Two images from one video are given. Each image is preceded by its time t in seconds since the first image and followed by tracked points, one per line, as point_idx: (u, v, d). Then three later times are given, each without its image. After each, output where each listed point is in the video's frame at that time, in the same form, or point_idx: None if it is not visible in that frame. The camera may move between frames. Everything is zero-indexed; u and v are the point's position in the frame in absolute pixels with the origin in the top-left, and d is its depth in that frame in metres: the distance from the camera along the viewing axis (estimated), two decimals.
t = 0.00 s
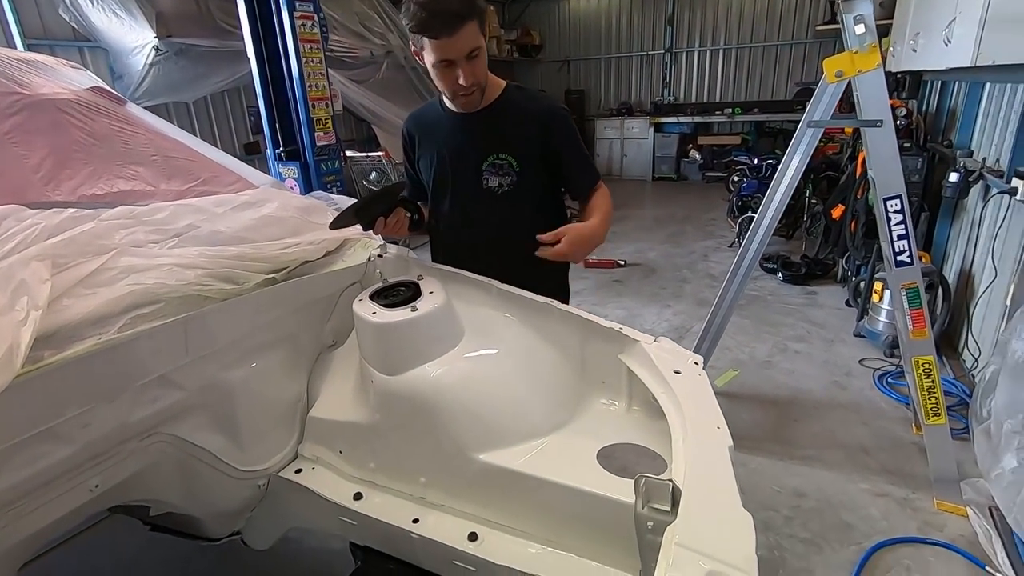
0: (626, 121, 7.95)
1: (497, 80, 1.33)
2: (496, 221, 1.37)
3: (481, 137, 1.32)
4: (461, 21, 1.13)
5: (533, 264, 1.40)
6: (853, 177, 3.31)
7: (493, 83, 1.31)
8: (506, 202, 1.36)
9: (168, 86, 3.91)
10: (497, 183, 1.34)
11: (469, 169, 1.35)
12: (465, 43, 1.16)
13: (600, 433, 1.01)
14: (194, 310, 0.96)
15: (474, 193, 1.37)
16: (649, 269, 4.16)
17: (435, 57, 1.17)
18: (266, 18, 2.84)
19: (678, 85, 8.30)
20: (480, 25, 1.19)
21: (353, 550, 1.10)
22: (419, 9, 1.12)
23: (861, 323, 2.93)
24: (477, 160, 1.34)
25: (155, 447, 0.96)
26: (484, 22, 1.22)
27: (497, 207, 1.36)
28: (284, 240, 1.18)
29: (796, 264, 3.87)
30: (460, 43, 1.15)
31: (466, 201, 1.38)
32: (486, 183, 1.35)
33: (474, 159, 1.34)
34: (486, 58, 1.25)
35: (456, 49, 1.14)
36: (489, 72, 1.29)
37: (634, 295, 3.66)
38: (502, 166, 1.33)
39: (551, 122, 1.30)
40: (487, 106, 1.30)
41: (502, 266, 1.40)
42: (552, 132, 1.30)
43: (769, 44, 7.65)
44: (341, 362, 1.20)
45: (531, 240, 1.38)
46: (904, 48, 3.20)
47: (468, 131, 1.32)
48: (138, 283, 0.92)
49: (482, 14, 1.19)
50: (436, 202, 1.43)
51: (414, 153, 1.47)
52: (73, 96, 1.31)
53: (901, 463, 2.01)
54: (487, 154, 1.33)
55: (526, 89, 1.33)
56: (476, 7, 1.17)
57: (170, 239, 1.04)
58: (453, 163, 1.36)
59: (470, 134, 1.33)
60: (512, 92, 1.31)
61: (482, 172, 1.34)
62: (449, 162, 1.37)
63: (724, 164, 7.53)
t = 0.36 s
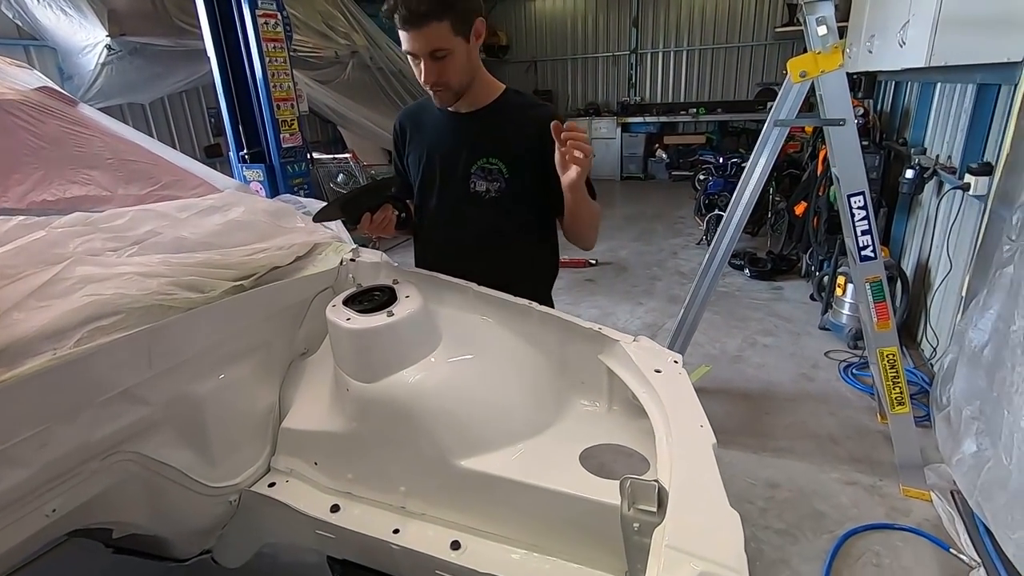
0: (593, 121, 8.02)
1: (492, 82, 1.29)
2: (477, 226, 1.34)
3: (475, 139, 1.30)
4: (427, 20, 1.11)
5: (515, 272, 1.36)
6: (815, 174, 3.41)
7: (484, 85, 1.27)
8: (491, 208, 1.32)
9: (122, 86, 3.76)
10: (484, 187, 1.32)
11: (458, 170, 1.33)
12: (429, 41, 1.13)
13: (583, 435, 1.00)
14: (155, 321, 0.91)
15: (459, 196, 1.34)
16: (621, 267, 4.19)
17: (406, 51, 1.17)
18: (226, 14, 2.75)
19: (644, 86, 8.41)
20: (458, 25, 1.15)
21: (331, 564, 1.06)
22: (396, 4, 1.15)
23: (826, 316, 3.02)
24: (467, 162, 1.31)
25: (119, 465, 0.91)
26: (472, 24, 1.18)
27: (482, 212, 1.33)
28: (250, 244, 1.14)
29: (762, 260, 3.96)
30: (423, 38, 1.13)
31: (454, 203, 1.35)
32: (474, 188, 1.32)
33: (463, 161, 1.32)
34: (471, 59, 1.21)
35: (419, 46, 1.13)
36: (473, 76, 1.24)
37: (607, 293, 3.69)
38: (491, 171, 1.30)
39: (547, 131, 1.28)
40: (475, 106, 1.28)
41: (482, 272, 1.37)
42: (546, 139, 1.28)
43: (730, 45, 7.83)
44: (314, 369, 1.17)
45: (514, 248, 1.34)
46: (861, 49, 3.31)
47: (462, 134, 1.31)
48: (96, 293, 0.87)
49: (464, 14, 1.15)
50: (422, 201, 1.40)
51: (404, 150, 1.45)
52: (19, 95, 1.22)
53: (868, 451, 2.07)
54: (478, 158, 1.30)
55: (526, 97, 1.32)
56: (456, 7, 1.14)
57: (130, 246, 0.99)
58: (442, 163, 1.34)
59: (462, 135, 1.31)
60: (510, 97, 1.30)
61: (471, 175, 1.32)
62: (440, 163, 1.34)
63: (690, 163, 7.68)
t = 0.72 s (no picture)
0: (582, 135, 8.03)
1: (478, 98, 1.17)
2: (449, 252, 1.22)
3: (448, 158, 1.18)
4: (396, 49, 1.01)
5: (488, 302, 1.26)
6: (801, 190, 3.40)
7: (467, 103, 1.16)
8: (460, 234, 1.20)
9: (101, 101, 3.69)
10: (455, 211, 1.19)
11: (430, 190, 1.22)
12: (402, 71, 1.04)
13: (560, 474, 0.93)
14: (94, 358, 0.85)
15: (430, 219, 1.22)
16: (609, 283, 4.15)
17: (381, 75, 1.08)
18: (198, 27, 2.68)
19: (632, 100, 8.45)
20: (435, 52, 1.04)
21: None
22: (366, 20, 1.03)
23: (815, 334, 2.98)
24: (440, 182, 1.19)
25: (54, 515, 0.84)
26: (451, 47, 1.07)
27: (452, 238, 1.21)
28: (208, 271, 1.08)
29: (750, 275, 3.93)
30: (395, 68, 1.03)
31: (423, 224, 1.23)
32: (444, 210, 1.20)
33: (438, 179, 1.20)
34: (450, 83, 1.11)
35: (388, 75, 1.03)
36: (454, 99, 1.14)
37: (595, 310, 3.63)
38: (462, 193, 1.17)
39: (517, 150, 1.12)
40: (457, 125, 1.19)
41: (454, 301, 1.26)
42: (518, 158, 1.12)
43: (717, 60, 7.90)
44: (277, 403, 1.10)
45: (487, 276, 1.25)
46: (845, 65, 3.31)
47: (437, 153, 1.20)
48: (28, 331, 0.81)
49: (443, 38, 1.03)
50: (399, 219, 1.30)
51: (390, 163, 1.36)
52: None
53: (860, 475, 2.01)
54: (450, 177, 1.18)
55: (511, 115, 1.16)
56: (432, 32, 1.02)
57: (71, 276, 0.93)
58: (417, 182, 1.24)
59: (437, 153, 1.19)
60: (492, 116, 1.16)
61: (442, 196, 1.20)
62: (415, 181, 1.24)
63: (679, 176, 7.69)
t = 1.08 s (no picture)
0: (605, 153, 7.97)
1: (467, 128, 1.12)
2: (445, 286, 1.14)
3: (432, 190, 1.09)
4: (391, 83, 0.95)
5: (484, 339, 1.19)
6: (830, 216, 3.27)
7: (457, 137, 1.12)
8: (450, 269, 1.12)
9: (130, 120, 3.77)
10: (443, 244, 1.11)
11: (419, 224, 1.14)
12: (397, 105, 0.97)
13: (558, 544, 0.83)
14: (73, 407, 0.81)
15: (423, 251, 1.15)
16: (629, 307, 4.04)
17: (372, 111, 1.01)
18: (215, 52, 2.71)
19: (657, 119, 8.37)
20: (431, 85, 0.98)
21: None
22: (358, 55, 0.96)
23: (845, 368, 2.84)
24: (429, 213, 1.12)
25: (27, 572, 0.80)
26: (446, 80, 1.01)
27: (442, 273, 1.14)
28: (200, 309, 1.04)
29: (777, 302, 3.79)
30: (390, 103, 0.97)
31: (414, 260, 1.16)
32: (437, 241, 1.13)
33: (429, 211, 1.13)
34: (443, 114, 1.06)
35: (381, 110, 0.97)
36: (446, 130, 1.09)
37: (614, 336, 3.53)
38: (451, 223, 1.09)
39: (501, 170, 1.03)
40: (448, 156, 1.13)
41: (447, 340, 1.19)
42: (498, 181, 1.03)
43: (744, 79, 7.78)
44: (268, 447, 1.05)
45: (479, 313, 1.17)
46: (878, 88, 3.19)
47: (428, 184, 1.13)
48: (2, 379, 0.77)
49: (438, 71, 0.98)
50: (393, 252, 1.23)
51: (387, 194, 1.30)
52: None
53: (894, 527, 1.88)
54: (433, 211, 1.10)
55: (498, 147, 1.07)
56: (429, 65, 0.96)
57: (55, 317, 0.90)
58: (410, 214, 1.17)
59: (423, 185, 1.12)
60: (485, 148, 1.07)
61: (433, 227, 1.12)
62: (406, 216, 1.18)
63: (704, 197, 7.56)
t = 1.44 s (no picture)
0: (651, 170, 7.85)
1: (477, 156, 1.10)
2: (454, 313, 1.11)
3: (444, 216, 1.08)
4: (394, 114, 0.97)
5: (497, 370, 1.15)
6: (891, 238, 3.07)
7: (468, 167, 1.10)
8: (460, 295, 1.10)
9: (191, 138, 3.97)
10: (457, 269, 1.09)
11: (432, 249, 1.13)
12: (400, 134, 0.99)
13: None
14: (93, 431, 0.82)
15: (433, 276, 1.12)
16: (672, 329, 3.92)
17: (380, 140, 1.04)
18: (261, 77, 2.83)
19: (706, 135, 8.19)
20: (434, 114, 0.98)
21: None
22: (366, 87, 1.00)
23: (905, 405, 2.64)
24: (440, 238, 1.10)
25: None
26: (450, 109, 1.00)
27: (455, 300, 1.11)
28: (225, 334, 1.06)
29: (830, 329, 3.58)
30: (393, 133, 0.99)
31: (426, 286, 1.14)
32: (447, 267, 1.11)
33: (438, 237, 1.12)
34: (451, 144, 1.05)
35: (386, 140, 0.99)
36: (454, 157, 1.08)
37: (654, 359, 3.42)
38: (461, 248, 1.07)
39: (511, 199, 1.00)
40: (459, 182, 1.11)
41: (462, 370, 1.15)
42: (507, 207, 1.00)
43: (799, 94, 7.51)
44: (284, 473, 1.04)
45: (495, 343, 1.13)
46: (945, 104, 2.99)
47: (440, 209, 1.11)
48: (24, 403, 0.79)
49: (441, 102, 0.97)
50: (405, 279, 1.21)
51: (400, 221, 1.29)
52: (27, 171, 1.23)
53: None
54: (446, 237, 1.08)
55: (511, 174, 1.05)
56: (432, 95, 0.96)
57: (82, 341, 0.93)
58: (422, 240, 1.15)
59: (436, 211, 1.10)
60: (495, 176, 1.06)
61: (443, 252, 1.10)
62: (419, 240, 1.17)
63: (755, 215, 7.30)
